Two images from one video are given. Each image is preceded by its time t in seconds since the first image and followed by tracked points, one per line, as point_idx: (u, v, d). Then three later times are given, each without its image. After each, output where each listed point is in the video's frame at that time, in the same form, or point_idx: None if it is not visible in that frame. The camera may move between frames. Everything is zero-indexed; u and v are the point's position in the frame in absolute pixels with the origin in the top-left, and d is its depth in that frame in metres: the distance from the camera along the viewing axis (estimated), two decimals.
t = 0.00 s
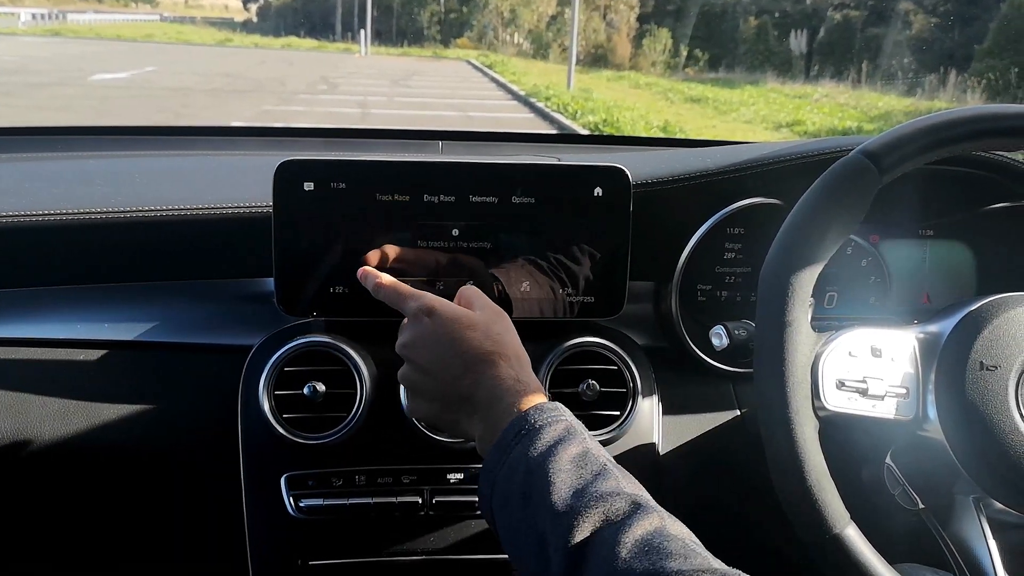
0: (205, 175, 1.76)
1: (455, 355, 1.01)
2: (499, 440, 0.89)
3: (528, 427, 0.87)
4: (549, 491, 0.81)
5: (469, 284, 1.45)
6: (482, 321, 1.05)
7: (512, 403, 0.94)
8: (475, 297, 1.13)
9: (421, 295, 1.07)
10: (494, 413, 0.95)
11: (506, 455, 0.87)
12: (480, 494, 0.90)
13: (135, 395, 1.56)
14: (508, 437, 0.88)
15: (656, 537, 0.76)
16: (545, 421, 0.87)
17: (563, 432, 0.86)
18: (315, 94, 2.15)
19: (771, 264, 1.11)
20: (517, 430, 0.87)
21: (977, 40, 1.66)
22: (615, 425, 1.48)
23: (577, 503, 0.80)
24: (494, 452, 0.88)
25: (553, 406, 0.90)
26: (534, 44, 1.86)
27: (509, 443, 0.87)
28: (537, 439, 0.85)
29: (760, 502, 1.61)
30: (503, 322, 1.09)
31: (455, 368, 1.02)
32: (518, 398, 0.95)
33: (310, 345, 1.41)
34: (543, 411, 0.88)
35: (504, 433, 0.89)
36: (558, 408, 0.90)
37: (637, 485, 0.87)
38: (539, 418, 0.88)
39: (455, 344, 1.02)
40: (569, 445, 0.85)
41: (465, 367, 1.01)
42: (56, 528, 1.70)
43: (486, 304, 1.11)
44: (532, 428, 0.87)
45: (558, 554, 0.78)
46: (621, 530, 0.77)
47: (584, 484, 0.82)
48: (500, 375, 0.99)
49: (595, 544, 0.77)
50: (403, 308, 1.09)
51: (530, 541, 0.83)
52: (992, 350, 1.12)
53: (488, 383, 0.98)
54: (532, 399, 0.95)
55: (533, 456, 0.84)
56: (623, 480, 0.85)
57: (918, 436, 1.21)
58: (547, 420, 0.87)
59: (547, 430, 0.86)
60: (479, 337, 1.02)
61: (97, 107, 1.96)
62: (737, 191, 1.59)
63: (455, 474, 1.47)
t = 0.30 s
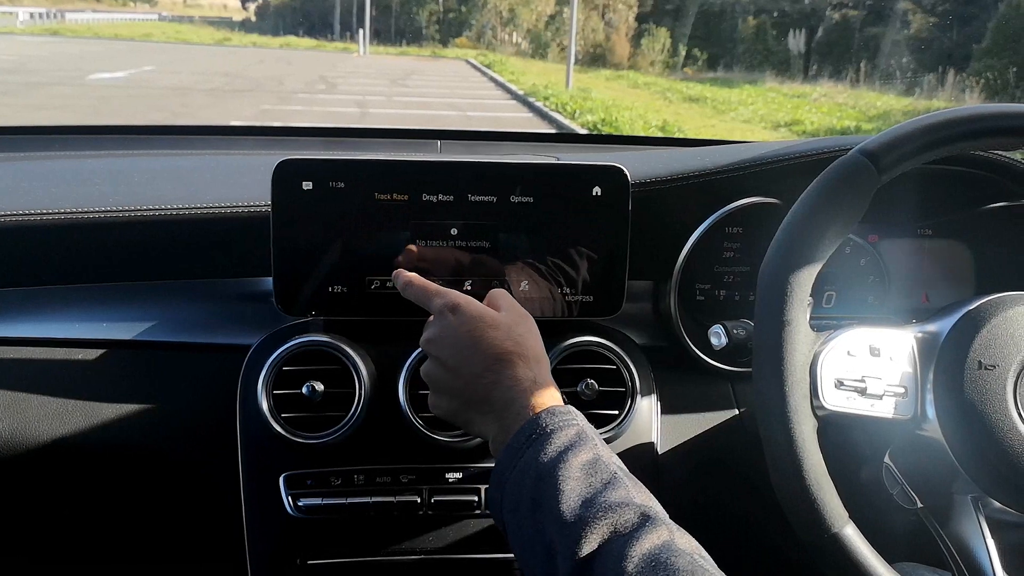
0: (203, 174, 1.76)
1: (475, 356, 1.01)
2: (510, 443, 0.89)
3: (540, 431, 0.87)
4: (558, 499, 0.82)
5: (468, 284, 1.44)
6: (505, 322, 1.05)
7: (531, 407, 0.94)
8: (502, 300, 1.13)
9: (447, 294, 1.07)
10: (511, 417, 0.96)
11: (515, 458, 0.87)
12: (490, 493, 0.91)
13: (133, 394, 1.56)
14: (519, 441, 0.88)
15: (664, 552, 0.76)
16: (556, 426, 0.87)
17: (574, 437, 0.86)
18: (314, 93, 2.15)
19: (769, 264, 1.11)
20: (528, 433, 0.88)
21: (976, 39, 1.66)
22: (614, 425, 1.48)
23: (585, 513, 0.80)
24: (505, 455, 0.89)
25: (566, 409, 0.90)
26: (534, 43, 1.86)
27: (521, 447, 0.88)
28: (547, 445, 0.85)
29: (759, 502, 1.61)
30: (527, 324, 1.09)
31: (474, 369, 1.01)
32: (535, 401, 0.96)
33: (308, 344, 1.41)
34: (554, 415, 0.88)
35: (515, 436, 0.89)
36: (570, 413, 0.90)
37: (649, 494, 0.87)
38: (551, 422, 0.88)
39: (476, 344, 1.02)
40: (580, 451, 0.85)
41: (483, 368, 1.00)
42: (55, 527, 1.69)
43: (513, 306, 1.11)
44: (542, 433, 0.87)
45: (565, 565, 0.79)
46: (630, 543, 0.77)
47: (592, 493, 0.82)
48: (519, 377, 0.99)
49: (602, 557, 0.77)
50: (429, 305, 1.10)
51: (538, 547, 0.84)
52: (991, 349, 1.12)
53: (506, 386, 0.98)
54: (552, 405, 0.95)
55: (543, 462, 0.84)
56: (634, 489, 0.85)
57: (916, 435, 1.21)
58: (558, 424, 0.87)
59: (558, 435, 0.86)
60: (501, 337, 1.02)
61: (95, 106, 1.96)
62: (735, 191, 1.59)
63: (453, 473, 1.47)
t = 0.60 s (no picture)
0: (202, 173, 1.76)
1: (529, 377, 0.99)
2: (559, 506, 0.92)
3: (591, 499, 0.90)
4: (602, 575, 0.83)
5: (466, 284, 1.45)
6: (572, 345, 1.01)
7: (588, 463, 0.94)
8: (573, 311, 1.08)
9: (507, 300, 1.01)
10: (557, 462, 0.96)
11: (563, 527, 0.90)
12: (537, 561, 0.93)
13: (130, 394, 1.56)
14: (569, 506, 0.91)
15: None
16: (605, 494, 0.90)
17: (624, 511, 0.88)
18: (313, 92, 2.15)
19: (766, 263, 1.12)
20: (578, 498, 0.91)
21: (974, 39, 1.66)
22: (612, 424, 1.49)
23: None
24: (553, 516, 0.92)
25: (620, 476, 0.92)
26: (532, 43, 1.85)
27: (570, 512, 0.90)
28: (596, 513, 0.88)
29: (758, 503, 1.61)
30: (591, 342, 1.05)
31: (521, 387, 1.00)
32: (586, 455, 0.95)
33: (306, 344, 1.41)
34: (603, 480, 0.91)
35: (564, 497, 0.92)
36: (619, 478, 0.92)
37: None
38: (599, 490, 0.90)
39: (537, 368, 0.99)
40: (629, 527, 0.87)
41: (533, 392, 0.99)
42: (53, 527, 1.69)
43: (582, 320, 1.06)
44: (592, 500, 0.89)
45: None
46: None
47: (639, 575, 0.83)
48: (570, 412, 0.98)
49: None
50: (486, 301, 1.03)
51: None
52: (989, 349, 1.12)
53: (555, 419, 0.98)
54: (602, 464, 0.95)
55: (592, 534, 0.87)
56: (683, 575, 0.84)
57: (914, 434, 1.21)
58: (608, 493, 0.90)
59: (608, 508, 0.88)
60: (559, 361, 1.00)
61: (94, 106, 1.96)
62: (734, 190, 1.59)
63: (452, 472, 1.47)
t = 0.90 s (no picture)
0: (199, 172, 1.76)
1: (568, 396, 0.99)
2: (577, 510, 0.91)
3: (610, 501, 0.90)
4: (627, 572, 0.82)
5: (465, 283, 1.45)
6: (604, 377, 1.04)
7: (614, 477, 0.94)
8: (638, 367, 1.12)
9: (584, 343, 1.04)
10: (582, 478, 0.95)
11: (586, 530, 0.89)
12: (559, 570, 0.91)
13: (127, 393, 1.56)
14: (588, 509, 0.90)
15: None
16: (625, 496, 0.90)
17: (643, 511, 0.88)
18: (310, 90, 2.12)
19: (765, 261, 1.12)
20: (598, 502, 0.90)
21: (972, 38, 1.66)
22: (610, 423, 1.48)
23: None
24: (573, 522, 0.91)
25: (638, 478, 0.93)
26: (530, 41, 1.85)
27: (589, 515, 0.90)
28: (617, 515, 0.88)
29: (756, 501, 1.61)
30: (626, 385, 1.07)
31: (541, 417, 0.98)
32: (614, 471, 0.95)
33: (303, 343, 1.40)
34: (623, 483, 0.91)
35: (583, 502, 0.91)
36: (639, 482, 0.92)
37: None
38: (621, 494, 0.90)
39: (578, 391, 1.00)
40: (650, 527, 0.87)
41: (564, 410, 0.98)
42: (51, 527, 1.69)
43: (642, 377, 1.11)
44: (612, 502, 0.89)
45: None
46: None
47: (661, 575, 0.82)
48: (592, 428, 0.98)
49: None
50: (575, 339, 1.05)
51: None
52: (987, 349, 1.12)
53: (580, 435, 0.97)
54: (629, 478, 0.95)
55: (613, 534, 0.86)
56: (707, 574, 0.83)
57: (913, 433, 1.21)
58: (628, 495, 0.90)
59: (628, 509, 0.88)
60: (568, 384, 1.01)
61: (91, 105, 1.96)
62: (732, 190, 1.59)
63: (450, 472, 1.47)
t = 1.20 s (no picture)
0: (198, 172, 1.75)
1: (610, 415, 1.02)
2: (608, 534, 0.88)
3: (643, 525, 0.87)
4: None
5: (463, 283, 1.45)
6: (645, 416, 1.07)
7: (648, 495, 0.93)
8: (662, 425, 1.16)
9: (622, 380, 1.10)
10: (616, 496, 0.94)
11: (619, 555, 0.86)
12: None
13: (126, 393, 1.55)
14: (621, 534, 0.87)
15: None
16: (660, 521, 0.87)
17: (677, 535, 0.85)
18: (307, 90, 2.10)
19: (764, 259, 1.12)
20: (629, 527, 0.87)
21: (970, 38, 1.66)
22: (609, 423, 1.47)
23: None
24: (604, 546, 0.88)
25: (672, 502, 0.90)
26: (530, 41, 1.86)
27: (622, 539, 0.87)
28: (651, 541, 0.85)
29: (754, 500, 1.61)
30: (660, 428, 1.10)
31: (575, 430, 1.00)
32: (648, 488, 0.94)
33: (302, 343, 1.40)
34: (658, 508, 0.88)
35: (615, 526, 0.88)
36: (675, 507, 0.89)
37: None
38: (655, 519, 0.87)
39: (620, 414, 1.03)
40: (685, 552, 0.84)
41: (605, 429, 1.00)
42: (47, 528, 1.68)
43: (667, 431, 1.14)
44: (645, 528, 0.86)
45: None
46: None
47: None
48: (627, 449, 0.98)
49: None
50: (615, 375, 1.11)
51: None
52: (986, 349, 1.12)
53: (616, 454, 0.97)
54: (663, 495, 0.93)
55: (647, 560, 0.83)
56: None
57: (911, 433, 1.21)
58: (662, 520, 0.87)
59: (663, 533, 0.85)
60: (609, 409, 1.03)
61: (89, 105, 1.96)
62: (731, 189, 1.59)
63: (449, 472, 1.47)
